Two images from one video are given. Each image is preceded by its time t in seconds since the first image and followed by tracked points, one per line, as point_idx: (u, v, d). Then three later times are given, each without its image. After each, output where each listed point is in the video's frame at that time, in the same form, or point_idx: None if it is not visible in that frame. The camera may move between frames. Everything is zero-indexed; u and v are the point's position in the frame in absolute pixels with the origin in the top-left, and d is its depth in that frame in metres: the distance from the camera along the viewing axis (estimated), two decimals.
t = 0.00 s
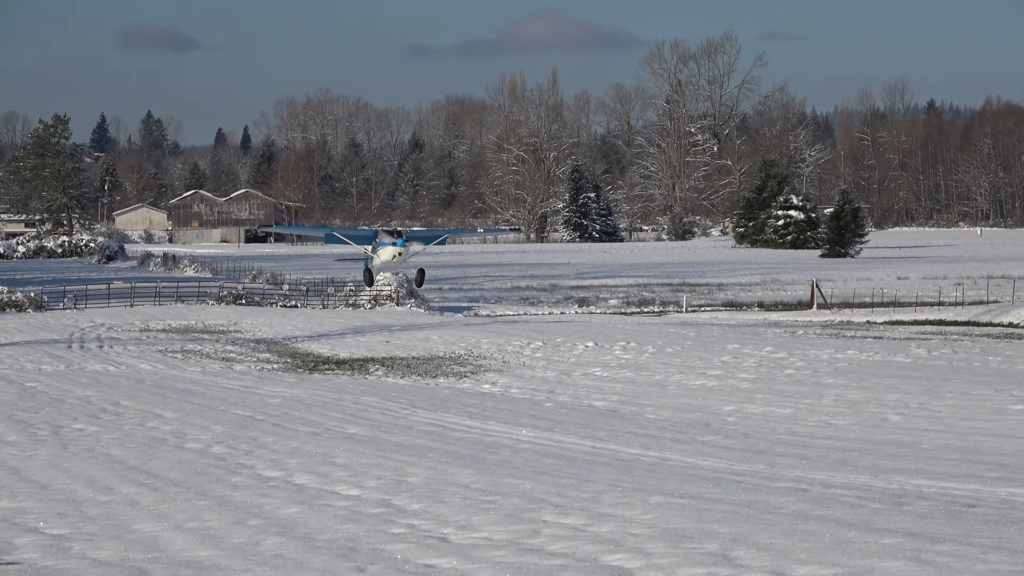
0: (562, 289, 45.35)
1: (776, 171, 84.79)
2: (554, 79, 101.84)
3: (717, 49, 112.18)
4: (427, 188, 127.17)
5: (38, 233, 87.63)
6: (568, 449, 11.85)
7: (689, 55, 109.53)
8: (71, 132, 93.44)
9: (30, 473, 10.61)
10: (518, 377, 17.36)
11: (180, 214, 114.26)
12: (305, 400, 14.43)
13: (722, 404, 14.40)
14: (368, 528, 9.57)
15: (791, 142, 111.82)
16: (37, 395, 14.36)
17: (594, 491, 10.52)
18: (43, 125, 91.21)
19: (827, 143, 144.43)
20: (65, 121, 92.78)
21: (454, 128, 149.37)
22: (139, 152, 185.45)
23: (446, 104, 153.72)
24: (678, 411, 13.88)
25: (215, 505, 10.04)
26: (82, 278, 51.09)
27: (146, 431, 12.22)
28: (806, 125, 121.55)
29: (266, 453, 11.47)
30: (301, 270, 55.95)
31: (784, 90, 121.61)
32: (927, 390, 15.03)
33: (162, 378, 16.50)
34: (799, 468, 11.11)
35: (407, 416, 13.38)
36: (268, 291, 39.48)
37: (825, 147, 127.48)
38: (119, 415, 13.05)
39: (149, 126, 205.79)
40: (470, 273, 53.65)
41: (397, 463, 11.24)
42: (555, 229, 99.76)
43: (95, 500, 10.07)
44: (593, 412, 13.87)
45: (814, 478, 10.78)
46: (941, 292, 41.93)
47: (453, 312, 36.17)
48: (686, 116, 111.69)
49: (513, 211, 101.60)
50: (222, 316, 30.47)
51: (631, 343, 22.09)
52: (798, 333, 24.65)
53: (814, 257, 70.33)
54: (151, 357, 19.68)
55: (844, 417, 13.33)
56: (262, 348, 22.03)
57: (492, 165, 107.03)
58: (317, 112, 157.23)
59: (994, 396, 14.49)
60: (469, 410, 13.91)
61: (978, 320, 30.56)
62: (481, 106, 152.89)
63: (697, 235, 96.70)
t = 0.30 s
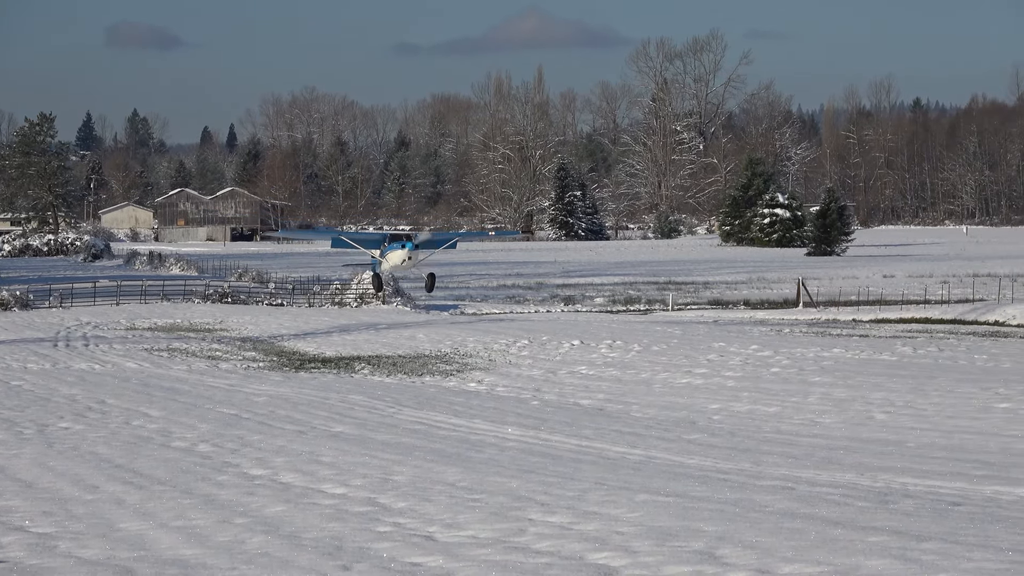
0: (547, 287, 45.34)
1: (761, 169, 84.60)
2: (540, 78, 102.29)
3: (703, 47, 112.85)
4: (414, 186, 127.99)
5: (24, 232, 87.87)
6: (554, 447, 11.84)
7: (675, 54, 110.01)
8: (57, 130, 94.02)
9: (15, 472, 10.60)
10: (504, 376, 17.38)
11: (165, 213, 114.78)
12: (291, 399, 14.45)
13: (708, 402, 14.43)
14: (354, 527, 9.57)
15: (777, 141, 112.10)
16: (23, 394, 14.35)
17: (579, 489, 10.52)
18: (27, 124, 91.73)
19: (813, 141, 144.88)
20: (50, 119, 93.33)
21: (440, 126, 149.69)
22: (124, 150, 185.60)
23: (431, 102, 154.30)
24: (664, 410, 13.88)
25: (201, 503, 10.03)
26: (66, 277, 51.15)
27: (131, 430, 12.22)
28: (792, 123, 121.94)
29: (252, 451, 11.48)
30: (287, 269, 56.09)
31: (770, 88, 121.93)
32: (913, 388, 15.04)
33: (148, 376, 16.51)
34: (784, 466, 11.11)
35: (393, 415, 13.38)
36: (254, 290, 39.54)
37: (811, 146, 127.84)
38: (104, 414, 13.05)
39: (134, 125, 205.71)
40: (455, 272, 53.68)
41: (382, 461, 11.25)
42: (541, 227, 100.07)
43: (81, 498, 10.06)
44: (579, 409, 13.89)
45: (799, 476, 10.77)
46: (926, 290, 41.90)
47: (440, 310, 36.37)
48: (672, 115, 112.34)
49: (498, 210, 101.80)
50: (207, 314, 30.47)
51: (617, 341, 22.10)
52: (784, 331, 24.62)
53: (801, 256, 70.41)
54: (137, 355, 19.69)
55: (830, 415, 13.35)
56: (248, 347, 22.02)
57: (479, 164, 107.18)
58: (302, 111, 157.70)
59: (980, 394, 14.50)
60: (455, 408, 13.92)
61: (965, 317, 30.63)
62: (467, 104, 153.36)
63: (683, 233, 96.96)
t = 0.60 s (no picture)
0: (533, 286, 45.29)
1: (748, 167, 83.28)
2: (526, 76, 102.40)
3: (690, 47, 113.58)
4: (400, 185, 128.81)
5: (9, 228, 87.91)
6: (539, 445, 11.85)
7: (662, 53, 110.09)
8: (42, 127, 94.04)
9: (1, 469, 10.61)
10: (489, 374, 17.38)
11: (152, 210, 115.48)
12: (276, 396, 14.44)
13: (693, 401, 14.45)
14: (339, 524, 9.56)
15: (763, 141, 112.15)
16: (8, 390, 14.35)
17: (564, 488, 10.53)
18: (14, 121, 91.74)
19: (799, 141, 145.29)
20: (35, 116, 93.37)
21: (426, 125, 150.05)
22: (110, 147, 185.58)
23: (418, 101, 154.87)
24: (649, 409, 13.89)
25: (186, 501, 10.02)
26: (52, 274, 51.29)
27: (117, 427, 12.23)
28: (778, 123, 122.03)
29: (237, 449, 11.49)
30: (273, 266, 56.22)
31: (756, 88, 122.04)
32: (898, 388, 15.07)
33: (133, 373, 16.50)
34: (769, 465, 11.10)
35: (378, 412, 13.39)
36: (239, 287, 39.66)
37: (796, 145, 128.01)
38: (89, 411, 13.06)
39: (120, 121, 205.70)
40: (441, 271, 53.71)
41: (367, 459, 11.27)
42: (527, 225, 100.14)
43: (67, 495, 10.06)
44: (564, 409, 13.91)
45: (784, 475, 10.76)
46: (912, 290, 41.86)
47: (425, 308, 36.54)
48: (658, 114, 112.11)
49: (484, 208, 101.65)
50: (193, 312, 30.49)
51: (602, 340, 22.11)
52: (770, 331, 24.61)
53: (787, 255, 70.45)
54: (122, 352, 19.70)
55: (816, 414, 13.37)
56: (233, 344, 22.02)
57: (464, 162, 107.27)
58: (288, 108, 158.13)
59: (965, 395, 14.51)
60: (440, 407, 13.93)
61: (950, 317, 30.63)
62: (453, 102, 153.84)
63: (669, 232, 97.17)
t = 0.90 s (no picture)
0: (505, 286, 45.34)
1: (720, 168, 83.69)
2: (500, 76, 102.15)
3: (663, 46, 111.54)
4: (373, 185, 129.69)
5: None
6: (510, 445, 11.87)
7: (634, 53, 110.04)
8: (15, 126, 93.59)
9: None
10: (461, 374, 17.40)
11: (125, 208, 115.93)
12: (248, 395, 14.44)
13: (665, 402, 14.48)
14: (310, 523, 9.56)
15: (736, 141, 112.14)
16: None
17: (536, 488, 10.54)
18: None
19: (772, 141, 145.87)
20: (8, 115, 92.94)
21: (399, 124, 150.59)
22: (83, 146, 185.02)
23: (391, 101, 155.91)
24: (620, 409, 13.91)
25: (157, 500, 9.99)
26: (24, 272, 51.28)
27: (88, 426, 12.23)
28: (750, 123, 122.12)
29: (208, 448, 11.50)
30: (245, 266, 56.25)
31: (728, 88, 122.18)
32: (870, 389, 15.11)
33: (104, 372, 16.47)
34: (740, 466, 11.11)
35: (350, 412, 13.41)
36: (212, 287, 39.67)
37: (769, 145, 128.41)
38: (61, 409, 13.03)
39: (93, 120, 205.14)
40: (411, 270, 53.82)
41: (339, 459, 11.28)
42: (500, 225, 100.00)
43: (38, 494, 10.04)
44: (535, 408, 13.93)
45: (756, 476, 10.76)
46: (885, 291, 41.99)
47: (397, 308, 36.95)
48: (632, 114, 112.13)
49: (457, 208, 101.26)
50: (164, 311, 30.44)
51: (574, 340, 22.14)
52: (741, 332, 24.66)
53: (759, 256, 70.63)
54: (93, 351, 19.68)
55: (787, 415, 13.40)
56: (205, 343, 22.03)
57: (438, 162, 107.10)
58: (261, 107, 158.21)
59: (936, 396, 14.56)
60: (413, 406, 13.94)
61: (922, 319, 30.67)
62: (426, 102, 154.49)
63: (641, 233, 97.67)
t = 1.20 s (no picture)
0: (466, 283, 45.46)
1: (679, 166, 85.04)
2: (460, 72, 102.03)
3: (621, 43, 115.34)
4: (332, 181, 130.12)
5: None
6: (469, 442, 11.90)
7: (593, 50, 110.81)
8: None
9: None
10: (423, 371, 17.47)
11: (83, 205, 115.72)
12: (210, 393, 14.47)
13: (625, 398, 14.54)
14: (270, 520, 9.56)
15: (697, 138, 112.08)
16: None
17: (496, 485, 10.55)
18: None
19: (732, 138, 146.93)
20: None
21: (359, 121, 151.39)
22: (42, 143, 184.00)
23: (352, 97, 157.25)
24: (579, 406, 13.97)
25: (117, 497, 9.97)
26: None
27: (47, 423, 12.21)
28: (711, 120, 122.45)
29: (168, 445, 11.50)
30: (205, 263, 56.36)
31: (690, 85, 122.47)
32: (829, 385, 15.19)
33: (64, 370, 16.46)
34: (700, 463, 11.14)
35: (310, 409, 13.45)
36: (172, 283, 39.69)
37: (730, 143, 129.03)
38: (20, 407, 13.02)
39: (53, 116, 204.37)
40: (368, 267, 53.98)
41: (298, 455, 11.29)
42: (459, 222, 100.04)
43: None
44: (495, 405, 13.98)
45: (716, 472, 10.79)
46: (844, 287, 42.17)
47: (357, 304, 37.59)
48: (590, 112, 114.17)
49: (417, 204, 101.24)
50: (124, 307, 30.39)
51: (535, 336, 22.22)
52: (701, 328, 24.76)
53: (720, 252, 71.01)
54: (53, 349, 19.64)
55: (747, 412, 13.46)
56: (165, 341, 22.02)
57: (399, 159, 107.20)
58: (221, 104, 158.49)
59: (895, 392, 14.64)
60: (373, 403, 13.99)
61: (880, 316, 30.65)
62: (385, 98, 155.33)
63: (603, 229, 98.41)
